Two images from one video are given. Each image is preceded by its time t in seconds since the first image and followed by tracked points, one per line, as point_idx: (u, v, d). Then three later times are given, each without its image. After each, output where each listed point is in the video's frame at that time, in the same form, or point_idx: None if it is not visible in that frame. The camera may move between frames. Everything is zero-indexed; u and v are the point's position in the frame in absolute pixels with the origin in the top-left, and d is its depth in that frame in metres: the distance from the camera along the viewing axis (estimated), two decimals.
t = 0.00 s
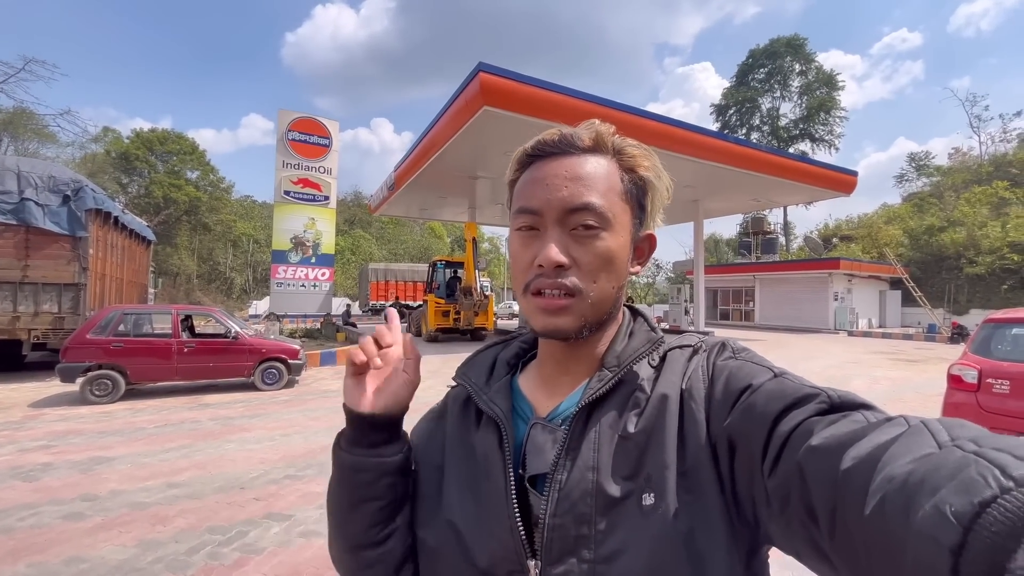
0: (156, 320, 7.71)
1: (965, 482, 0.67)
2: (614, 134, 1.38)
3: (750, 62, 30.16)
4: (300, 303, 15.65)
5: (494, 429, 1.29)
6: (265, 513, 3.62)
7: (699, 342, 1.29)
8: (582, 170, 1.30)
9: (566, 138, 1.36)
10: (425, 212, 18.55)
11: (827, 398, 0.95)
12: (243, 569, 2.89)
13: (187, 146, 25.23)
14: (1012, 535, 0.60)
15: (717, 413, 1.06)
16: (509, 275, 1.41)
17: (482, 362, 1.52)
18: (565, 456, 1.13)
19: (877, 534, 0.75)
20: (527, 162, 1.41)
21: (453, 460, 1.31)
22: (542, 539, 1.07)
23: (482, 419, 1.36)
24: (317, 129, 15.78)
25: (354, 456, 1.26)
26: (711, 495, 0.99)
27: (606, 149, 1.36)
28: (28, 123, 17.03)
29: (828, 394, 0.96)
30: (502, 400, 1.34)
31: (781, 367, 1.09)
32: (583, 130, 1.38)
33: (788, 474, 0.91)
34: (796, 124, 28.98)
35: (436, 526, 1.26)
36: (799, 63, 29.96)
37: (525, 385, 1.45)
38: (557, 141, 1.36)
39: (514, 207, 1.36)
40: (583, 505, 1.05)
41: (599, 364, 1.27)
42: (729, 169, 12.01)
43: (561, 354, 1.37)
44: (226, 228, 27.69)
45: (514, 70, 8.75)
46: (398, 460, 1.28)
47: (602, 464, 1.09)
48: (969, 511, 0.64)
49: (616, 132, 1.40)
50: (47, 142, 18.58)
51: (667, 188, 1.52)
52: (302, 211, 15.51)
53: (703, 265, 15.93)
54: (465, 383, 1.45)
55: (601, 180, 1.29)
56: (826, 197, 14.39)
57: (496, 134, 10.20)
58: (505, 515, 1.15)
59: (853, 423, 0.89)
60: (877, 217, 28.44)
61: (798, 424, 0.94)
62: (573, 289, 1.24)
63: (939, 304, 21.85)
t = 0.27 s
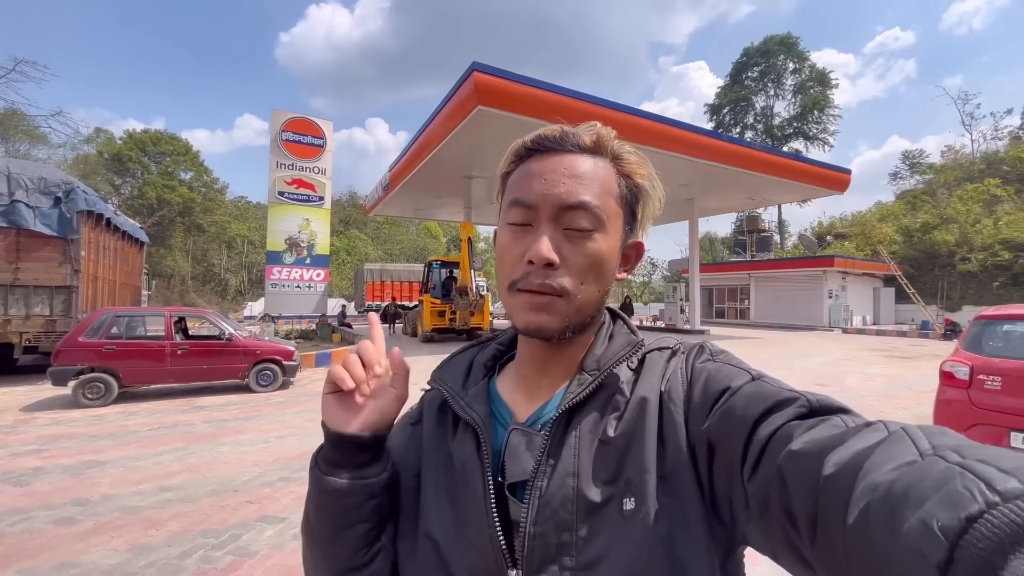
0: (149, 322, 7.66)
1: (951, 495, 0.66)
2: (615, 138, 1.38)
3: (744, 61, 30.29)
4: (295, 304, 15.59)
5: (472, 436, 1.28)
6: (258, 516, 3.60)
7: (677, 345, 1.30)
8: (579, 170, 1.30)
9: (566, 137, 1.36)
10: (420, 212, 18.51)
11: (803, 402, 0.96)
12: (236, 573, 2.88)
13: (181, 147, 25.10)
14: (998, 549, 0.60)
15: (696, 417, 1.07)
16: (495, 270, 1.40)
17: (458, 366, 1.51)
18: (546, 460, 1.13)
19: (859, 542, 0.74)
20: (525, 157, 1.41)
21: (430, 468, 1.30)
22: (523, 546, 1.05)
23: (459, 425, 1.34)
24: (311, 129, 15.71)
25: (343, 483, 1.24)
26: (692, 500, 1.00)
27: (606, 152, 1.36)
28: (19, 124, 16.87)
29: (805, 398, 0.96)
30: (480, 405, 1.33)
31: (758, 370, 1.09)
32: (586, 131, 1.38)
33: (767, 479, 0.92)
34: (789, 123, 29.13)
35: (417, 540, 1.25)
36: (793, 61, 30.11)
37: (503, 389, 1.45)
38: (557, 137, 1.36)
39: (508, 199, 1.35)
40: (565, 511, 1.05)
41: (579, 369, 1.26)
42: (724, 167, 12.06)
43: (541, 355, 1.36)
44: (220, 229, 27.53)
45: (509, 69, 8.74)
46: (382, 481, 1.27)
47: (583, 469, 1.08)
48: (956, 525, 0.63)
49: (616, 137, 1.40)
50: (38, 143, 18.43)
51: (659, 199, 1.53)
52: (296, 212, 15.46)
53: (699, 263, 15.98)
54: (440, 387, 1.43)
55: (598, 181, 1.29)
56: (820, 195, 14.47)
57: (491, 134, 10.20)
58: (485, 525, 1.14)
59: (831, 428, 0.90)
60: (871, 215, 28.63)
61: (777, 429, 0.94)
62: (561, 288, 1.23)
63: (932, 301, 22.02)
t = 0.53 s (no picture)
0: (146, 326, 7.64)
1: (926, 477, 0.69)
2: (606, 137, 1.40)
3: (739, 64, 30.44)
4: (292, 307, 15.56)
5: (471, 432, 1.29)
6: (257, 519, 3.59)
7: (671, 339, 1.32)
8: (573, 169, 1.31)
9: (558, 137, 1.38)
10: (418, 215, 18.51)
11: (793, 393, 0.96)
12: None
13: (178, 150, 25.07)
14: (970, 528, 0.62)
15: (689, 409, 1.08)
16: (493, 270, 1.40)
17: (457, 364, 1.52)
18: (543, 456, 1.13)
19: (842, 526, 0.76)
20: (517, 158, 1.42)
21: (430, 464, 1.31)
22: (522, 539, 1.07)
23: (459, 421, 1.35)
24: (308, 132, 15.71)
25: (348, 478, 1.25)
26: (685, 491, 1.01)
27: (598, 151, 1.38)
28: (14, 129, 16.81)
29: (794, 389, 0.97)
30: (479, 402, 1.34)
31: (750, 363, 1.11)
32: (577, 131, 1.39)
33: (756, 468, 0.93)
34: (785, 125, 29.26)
35: (419, 534, 1.26)
36: (788, 64, 30.27)
37: (502, 386, 1.46)
38: (550, 138, 1.38)
39: (503, 200, 1.36)
40: (563, 504, 1.05)
41: (575, 364, 1.28)
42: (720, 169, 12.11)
43: (539, 353, 1.37)
44: (217, 232, 27.47)
45: (506, 72, 8.77)
46: (388, 477, 1.28)
47: (579, 463, 1.09)
48: (931, 505, 0.66)
49: (608, 136, 1.42)
50: (34, 147, 18.38)
51: (650, 197, 1.55)
52: (294, 215, 15.45)
53: (696, 265, 16.02)
54: (439, 385, 1.44)
55: (591, 180, 1.30)
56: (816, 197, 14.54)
57: (488, 137, 10.22)
58: (485, 518, 1.15)
59: (818, 417, 0.91)
60: (867, 216, 28.75)
61: (766, 419, 0.95)
62: (558, 287, 1.24)
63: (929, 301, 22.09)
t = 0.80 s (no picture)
0: (142, 332, 7.59)
1: (946, 482, 0.68)
2: (620, 137, 1.40)
3: (735, 68, 30.63)
4: (290, 312, 15.51)
5: (487, 437, 1.28)
6: (256, 526, 3.56)
7: (687, 343, 1.31)
8: (588, 170, 1.31)
9: (571, 139, 1.38)
10: (416, 219, 18.51)
11: (812, 398, 0.96)
12: None
13: (174, 155, 25.04)
14: (992, 533, 0.62)
15: (706, 414, 1.08)
16: (506, 272, 1.40)
17: (470, 368, 1.51)
18: (560, 463, 1.13)
19: (862, 533, 0.76)
20: (531, 159, 1.42)
21: (445, 470, 1.30)
22: (539, 546, 1.06)
23: (473, 426, 1.35)
24: (306, 137, 15.71)
25: (363, 487, 1.23)
26: (704, 496, 1.01)
27: (612, 152, 1.38)
28: (9, 134, 16.76)
29: (814, 394, 0.97)
30: (494, 407, 1.34)
31: (768, 367, 1.11)
32: (591, 132, 1.40)
33: (775, 473, 0.92)
34: (781, 129, 29.42)
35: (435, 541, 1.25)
36: (783, 68, 30.46)
37: (516, 391, 1.45)
38: (564, 139, 1.38)
39: (517, 202, 1.36)
40: (581, 510, 1.05)
41: (592, 369, 1.28)
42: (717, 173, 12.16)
43: (553, 357, 1.37)
44: (214, 237, 27.39)
45: (503, 77, 8.79)
46: (403, 485, 1.27)
47: (598, 469, 1.09)
48: (951, 510, 0.65)
49: (621, 137, 1.42)
50: (30, 152, 18.33)
51: (664, 198, 1.55)
52: (291, 220, 15.43)
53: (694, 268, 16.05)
54: (453, 389, 1.43)
55: (606, 181, 1.30)
56: (813, 200, 14.60)
57: (486, 141, 10.24)
58: (502, 524, 1.15)
59: (838, 423, 0.90)
60: (863, 219, 28.88)
61: (785, 424, 0.95)
62: (573, 289, 1.24)
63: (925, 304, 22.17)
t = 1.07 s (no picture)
0: (139, 337, 7.55)
1: (952, 486, 0.68)
2: (622, 143, 1.40)
3: (730, 74, 30.85)
4: (287, 317, 15.47)
5: (489, 444, 1.27)
6: (252, 533, 3.52)
7: (689, 347, 1.31)
8: (589, 175, 1.31)
9: (572, 145, 1.38)
10: (413, 224, 18.51)
11: (817, 402, 0.96)
12: None
13: (172, 160, 25.05)
14: (1000, 537, 0.61)
15: (709, 419, 1.07)
16: (508, 277, 1.40)
17: (473, 374, 1.50)
18: (563, 469, 1.12)
19: (870, 539, 0.75)
20: (533, 164, 1.42)
21: (448, 479, 1.29)
22: (543, 554, 1.06)
23: (476, 433, 1.34)
24: (304, 142, 15.72)
25: (368, 499, 1.22)
26: (708, 503, 1.00)
27: (613, 158, 1.38)
28: (8, 140, 16.80)
29: (818, 398, 0.96)
30: (496, 414, 1.33)
31: (770, 372, 1.10)
32: (592, 137, 1.39)
33: (780, 479, 0.92)
34: (776, 134, 29.61)
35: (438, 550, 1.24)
36: (778, 74, 30.69)
37: (518, 398, 1.44)
38: (564, 146, 1.38)
39: (519, 208, 1.36)
40: (585, 517, 1.04)
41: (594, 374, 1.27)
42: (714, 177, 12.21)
43: (555, 362, 1.36)
44: (212, 242, 27.36)
45: (501, 82, 8.82)
46: (408, 495, 1.27)
47: (601, 476, 1.08)
48: (958, 514, 0.64)
49: (623, 143, 1.42)
50: (27, 157, 18.31)
51: (666, 203, 1.54)
52: (289, 224, 15.41)
53: (691, 272, 16.08)
54: (455, 396, 1.42)
55: (607, 186, 1.30)
56: (809, 204, 14.66)
57: (484, 146, 10.26)
58: (505, 531, 1.14)
59: (843, 428, 0.90)
60: (859, 223, 29.01)
61: (790, 429, 0.95)
62: (574, 294, 1.24)
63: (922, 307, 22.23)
